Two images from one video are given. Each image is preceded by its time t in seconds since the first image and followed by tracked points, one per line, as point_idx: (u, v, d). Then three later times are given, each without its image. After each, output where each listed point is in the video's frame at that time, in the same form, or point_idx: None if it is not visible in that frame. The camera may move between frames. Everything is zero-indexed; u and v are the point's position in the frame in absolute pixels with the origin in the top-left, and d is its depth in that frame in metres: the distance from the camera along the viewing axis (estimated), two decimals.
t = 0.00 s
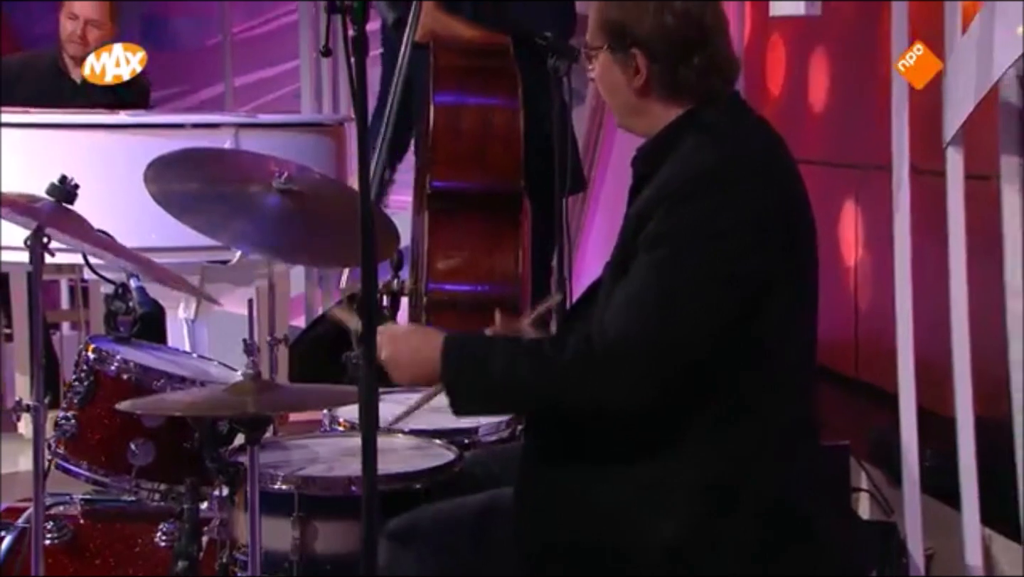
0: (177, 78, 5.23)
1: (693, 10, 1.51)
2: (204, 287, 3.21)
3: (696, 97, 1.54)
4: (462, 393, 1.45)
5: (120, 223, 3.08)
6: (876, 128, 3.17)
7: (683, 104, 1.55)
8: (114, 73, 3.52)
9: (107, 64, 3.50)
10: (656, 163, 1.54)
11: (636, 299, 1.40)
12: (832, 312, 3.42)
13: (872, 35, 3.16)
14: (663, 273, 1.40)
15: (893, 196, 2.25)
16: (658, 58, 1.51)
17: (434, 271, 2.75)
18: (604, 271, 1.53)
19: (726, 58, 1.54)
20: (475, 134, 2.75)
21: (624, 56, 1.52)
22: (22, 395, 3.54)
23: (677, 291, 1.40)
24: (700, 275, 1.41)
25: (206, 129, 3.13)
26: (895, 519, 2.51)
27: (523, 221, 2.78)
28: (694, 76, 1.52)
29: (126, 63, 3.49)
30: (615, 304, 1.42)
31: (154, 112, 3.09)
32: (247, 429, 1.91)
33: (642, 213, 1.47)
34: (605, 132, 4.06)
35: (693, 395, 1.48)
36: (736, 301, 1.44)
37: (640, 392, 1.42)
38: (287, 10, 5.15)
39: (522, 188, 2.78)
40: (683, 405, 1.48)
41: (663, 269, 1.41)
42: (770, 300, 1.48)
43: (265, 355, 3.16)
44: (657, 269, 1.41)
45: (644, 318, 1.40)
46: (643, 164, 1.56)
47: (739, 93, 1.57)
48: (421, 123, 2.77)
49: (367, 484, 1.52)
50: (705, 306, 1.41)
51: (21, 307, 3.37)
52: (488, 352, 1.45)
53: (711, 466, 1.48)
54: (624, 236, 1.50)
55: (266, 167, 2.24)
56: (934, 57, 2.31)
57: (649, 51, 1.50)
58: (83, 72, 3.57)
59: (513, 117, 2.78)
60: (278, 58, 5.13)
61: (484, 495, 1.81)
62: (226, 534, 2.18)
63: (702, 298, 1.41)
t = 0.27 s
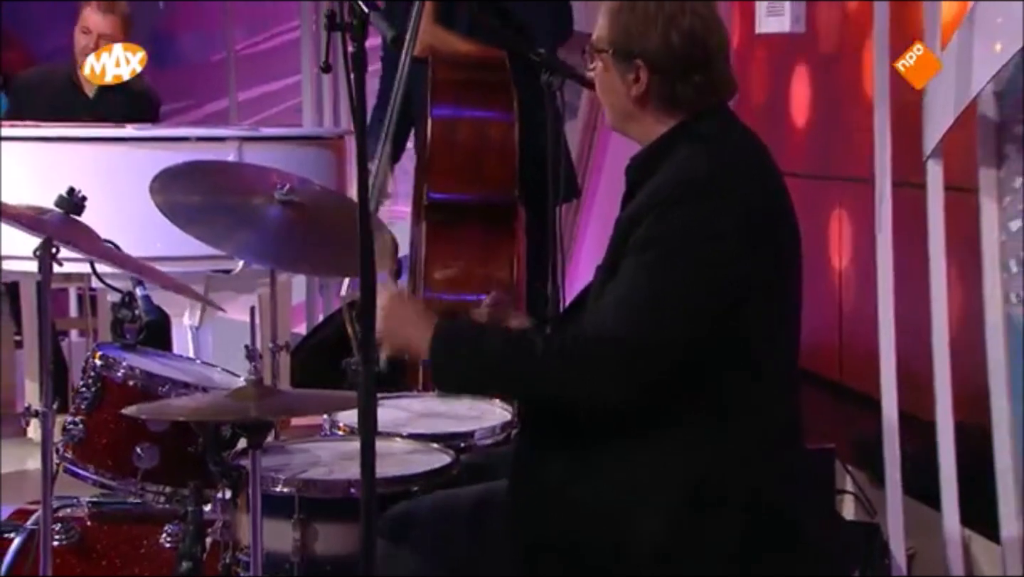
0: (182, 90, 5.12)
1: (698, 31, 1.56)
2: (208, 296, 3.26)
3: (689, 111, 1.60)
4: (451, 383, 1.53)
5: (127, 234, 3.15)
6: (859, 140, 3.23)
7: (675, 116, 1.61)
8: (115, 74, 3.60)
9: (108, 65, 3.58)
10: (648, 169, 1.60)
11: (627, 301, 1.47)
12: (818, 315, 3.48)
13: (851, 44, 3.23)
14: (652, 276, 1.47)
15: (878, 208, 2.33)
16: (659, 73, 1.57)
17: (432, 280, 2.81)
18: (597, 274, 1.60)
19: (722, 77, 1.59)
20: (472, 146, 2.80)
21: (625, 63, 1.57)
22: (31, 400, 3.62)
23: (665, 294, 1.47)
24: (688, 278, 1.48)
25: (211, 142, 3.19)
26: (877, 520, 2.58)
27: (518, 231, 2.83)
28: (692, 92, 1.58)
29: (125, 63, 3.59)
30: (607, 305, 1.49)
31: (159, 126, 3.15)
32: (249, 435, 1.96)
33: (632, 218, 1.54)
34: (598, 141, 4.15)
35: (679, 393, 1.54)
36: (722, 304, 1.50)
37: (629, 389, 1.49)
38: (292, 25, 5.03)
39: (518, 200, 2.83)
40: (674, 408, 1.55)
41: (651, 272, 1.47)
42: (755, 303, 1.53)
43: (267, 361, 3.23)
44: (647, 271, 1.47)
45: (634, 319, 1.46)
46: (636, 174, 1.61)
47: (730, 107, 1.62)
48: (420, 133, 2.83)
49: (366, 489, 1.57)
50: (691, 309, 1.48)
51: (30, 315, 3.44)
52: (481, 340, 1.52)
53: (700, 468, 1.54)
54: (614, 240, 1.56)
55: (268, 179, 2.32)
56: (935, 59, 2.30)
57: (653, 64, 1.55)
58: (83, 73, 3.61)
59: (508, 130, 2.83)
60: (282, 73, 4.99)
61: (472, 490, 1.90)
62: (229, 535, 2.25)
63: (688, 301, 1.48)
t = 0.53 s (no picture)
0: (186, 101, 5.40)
1: (685, 36, 1.62)
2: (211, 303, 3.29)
3: (684, 112, 1.63)
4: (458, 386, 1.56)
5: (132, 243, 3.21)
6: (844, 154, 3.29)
7: (675, 118, 1.64)
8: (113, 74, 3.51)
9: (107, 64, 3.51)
10: (640, 179, 1.63)
11: (621, 303, 1.52)
12: (807, 320, 3.54)
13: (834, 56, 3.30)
14: (645, 278, 1.52)
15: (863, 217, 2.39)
16: (652, 79, 1.61)
17: (430, 287, 2.87)
18: (592, 279, 1.65)
19: (714, 80, 1.65)
20: (468, 155, 2.86)
21: (619, 73, 1.63)
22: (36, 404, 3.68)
23: (657, 297, 1.52)
24: (680, 281, 1.53)
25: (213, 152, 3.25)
26: (863, 521, 2.64)
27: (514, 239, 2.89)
28: (685, 93, 1.62)
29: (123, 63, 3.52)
30: (602, 308, 1.54)
31: (162, 138, 3.22)
32: (249, 438, 2.02)
33: (626, 223, 1.59)
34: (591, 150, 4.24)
35: (672, 392, 1.59)
36: (712, 307, 1.55)
37: (624, 389, 1.54)
38: (293, 38, 5.26)
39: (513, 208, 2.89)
40: (665, 410, 1.60)
41: (644, 275, 1.52)
42: (745, 303, 1.59)
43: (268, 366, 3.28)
44: (641, 274, 1.52)
45: (628, 321, 1.52)
46: (629, 181, 1.65)
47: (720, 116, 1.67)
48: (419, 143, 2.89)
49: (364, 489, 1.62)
50: (683, 311, 1.53)
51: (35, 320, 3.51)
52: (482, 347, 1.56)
53: (691, 466, 1.59)
54: (609, 244, 1.61)
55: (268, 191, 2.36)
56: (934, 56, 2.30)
57: (645, 70, 1.61)
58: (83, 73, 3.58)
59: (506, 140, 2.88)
60: (283, 85, 5.22)
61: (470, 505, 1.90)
62: (230, 537, 2.30)
63: (680, 303, 1.53)
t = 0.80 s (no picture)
0: (188, 113, 5.82)
1: (657, 48, 1.67)
2: (213, 310, 3.35)
3: (668, 124, 1.69)
4: (453, 401, 1.59)
5: (135, 252, 3.30)
6: (826, 168, 3.40)
7: (662, 130, 1.70)
8: (114, 74, 3.69)
9: (107, 65, 3.68)
10: (632, 191, 1.69)
11: (614, 308, 1.58)
12: (794, 327, 3.61)
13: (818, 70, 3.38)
14: (636, 284, 1.57)
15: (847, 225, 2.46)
16: (631, 94, 1.66)
17: (428, 296, 2.92)
18: (586, 285, 1.71)
19: (689, 84, 1.69)
20: (463, 166, 2.91)
21: (600, 99, 1.67)
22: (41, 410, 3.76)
23: (647, 302, 1.57)
24: (669, 287, 1.58)
25: (216, 164, 3.34)
26: (848, 523, 2.70)
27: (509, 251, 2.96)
28: (667, 103, 1.67)
29: (125, 63, 3.68)
30: (594, 313, 1.59)
31: (166, 150, 3.31)
32: (250, 443, 2.08)
33: (619, 232, 1.65)
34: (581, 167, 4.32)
35: (666, 398, 1.64)
36: (700, 314, 1.60)
37: (615, 394, 1.59)
38: (293, 52, 5.59)
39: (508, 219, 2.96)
40: (655, 415, 1.65)
41: (634, 281, 1.58)
42: (737, 310, 1.64)
43: (268, 372, 3.35)
44: (630, 280, 1.58)
45: (618, 327, 1.57)
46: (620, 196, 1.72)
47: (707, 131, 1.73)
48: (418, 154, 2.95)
49: (361, 491, 1.67)
50: (672, 316, 1.58)
51: (40, 327, 3.58)
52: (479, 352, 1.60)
53: (680, 472, 1.64)
54: (603, 253, 1.67)
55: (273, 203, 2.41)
56: (935, 59, 2.32)
57: (623, 89, 1.65)
58: (84, 72, 3.75)
59: (501, 153, 2.95)
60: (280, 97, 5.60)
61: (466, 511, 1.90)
62: (231, 539, 2.35)
63: (670, 308, 1.58)
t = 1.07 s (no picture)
0: (192, 123, 6.14)
1: (657, 60, 1.74)
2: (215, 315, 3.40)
3: (663, 134, 1.75)
4: (453, 409, 1.67)
5: (139, 259, 3.40)
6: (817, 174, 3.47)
7: (657, 141, 1.76)
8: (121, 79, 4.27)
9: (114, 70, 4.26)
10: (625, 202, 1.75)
11: (608, 316, 1.63)
12: (784, 332, 3.68)
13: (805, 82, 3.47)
14: (629, 292, 1.63)
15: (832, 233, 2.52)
16: (631, 104, 1.72)
17: (426, 301, 2.99)
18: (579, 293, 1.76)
19: (685, 96, 1.76)
20: (462, 174, 2.98)
21: (600, 107, 1.73)
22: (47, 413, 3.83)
23: (639, 310, 1.63)
24: (661, 296, 1.64)
25: (217, 173, 3.43)
26: (835, 524, 2.76)
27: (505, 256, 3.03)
28: (666, 113, 1.73)
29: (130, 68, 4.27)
30: (588, 320, 1.65)
31: (170, 160, 3.40)
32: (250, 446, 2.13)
33: (612, 241, 1.70)
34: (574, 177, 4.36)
35: (659, 402, 1.70)
36: (691, 320, 1.66)
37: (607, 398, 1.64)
38: (294, 65, 5.89)
39: (505, 226, 3.02)
40: (648, 419, 1.71)
41: (626, 290, 1.63)
42: (730, 318, 1.70)
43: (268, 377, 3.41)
44: (623, 288, 1.64)
45: (610, 335, 1.63)
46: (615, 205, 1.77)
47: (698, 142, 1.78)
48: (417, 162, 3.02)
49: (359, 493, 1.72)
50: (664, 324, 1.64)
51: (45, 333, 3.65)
52: (476, 363, 1.68)
53: (672, 473, 1.69)
54: (597, 261, 1.73)
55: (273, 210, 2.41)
56: (935, 60, 2.35)
57: (624, 97, 1.71)
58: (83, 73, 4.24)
59: (498, 163, 3.01)
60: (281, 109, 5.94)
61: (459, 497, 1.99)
62: (232, 539, 2.41)
63: (661, 316, 1.64)
